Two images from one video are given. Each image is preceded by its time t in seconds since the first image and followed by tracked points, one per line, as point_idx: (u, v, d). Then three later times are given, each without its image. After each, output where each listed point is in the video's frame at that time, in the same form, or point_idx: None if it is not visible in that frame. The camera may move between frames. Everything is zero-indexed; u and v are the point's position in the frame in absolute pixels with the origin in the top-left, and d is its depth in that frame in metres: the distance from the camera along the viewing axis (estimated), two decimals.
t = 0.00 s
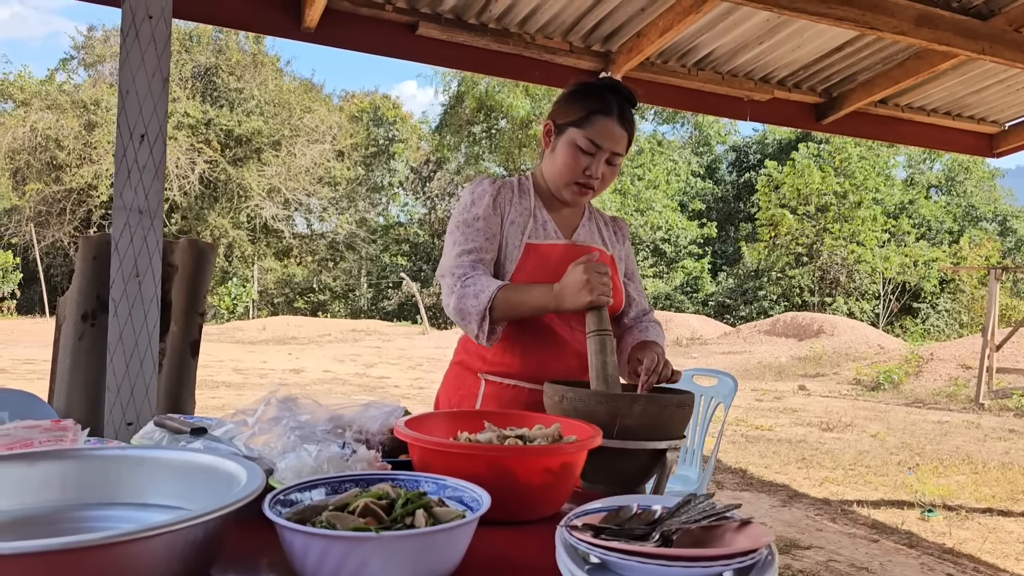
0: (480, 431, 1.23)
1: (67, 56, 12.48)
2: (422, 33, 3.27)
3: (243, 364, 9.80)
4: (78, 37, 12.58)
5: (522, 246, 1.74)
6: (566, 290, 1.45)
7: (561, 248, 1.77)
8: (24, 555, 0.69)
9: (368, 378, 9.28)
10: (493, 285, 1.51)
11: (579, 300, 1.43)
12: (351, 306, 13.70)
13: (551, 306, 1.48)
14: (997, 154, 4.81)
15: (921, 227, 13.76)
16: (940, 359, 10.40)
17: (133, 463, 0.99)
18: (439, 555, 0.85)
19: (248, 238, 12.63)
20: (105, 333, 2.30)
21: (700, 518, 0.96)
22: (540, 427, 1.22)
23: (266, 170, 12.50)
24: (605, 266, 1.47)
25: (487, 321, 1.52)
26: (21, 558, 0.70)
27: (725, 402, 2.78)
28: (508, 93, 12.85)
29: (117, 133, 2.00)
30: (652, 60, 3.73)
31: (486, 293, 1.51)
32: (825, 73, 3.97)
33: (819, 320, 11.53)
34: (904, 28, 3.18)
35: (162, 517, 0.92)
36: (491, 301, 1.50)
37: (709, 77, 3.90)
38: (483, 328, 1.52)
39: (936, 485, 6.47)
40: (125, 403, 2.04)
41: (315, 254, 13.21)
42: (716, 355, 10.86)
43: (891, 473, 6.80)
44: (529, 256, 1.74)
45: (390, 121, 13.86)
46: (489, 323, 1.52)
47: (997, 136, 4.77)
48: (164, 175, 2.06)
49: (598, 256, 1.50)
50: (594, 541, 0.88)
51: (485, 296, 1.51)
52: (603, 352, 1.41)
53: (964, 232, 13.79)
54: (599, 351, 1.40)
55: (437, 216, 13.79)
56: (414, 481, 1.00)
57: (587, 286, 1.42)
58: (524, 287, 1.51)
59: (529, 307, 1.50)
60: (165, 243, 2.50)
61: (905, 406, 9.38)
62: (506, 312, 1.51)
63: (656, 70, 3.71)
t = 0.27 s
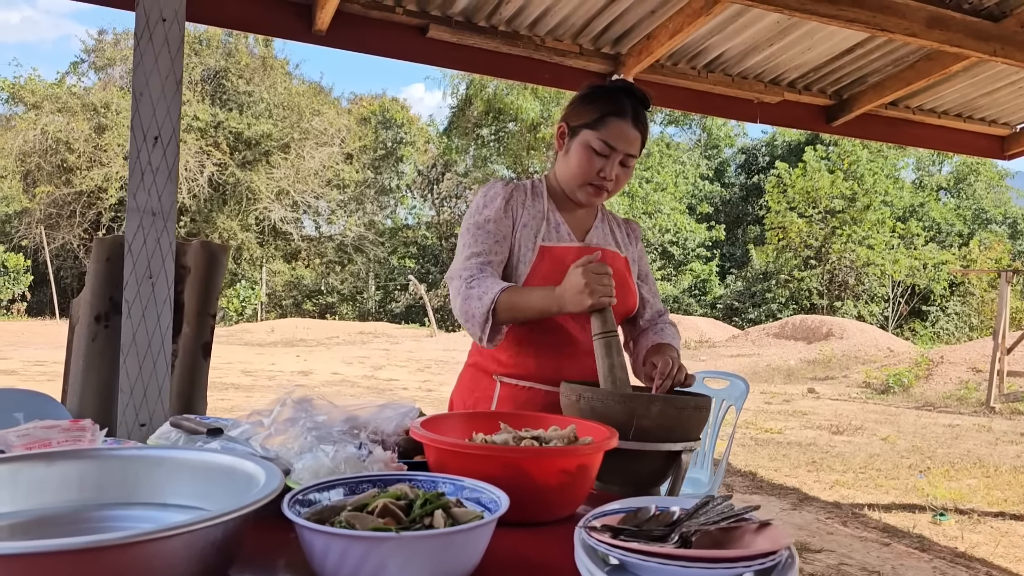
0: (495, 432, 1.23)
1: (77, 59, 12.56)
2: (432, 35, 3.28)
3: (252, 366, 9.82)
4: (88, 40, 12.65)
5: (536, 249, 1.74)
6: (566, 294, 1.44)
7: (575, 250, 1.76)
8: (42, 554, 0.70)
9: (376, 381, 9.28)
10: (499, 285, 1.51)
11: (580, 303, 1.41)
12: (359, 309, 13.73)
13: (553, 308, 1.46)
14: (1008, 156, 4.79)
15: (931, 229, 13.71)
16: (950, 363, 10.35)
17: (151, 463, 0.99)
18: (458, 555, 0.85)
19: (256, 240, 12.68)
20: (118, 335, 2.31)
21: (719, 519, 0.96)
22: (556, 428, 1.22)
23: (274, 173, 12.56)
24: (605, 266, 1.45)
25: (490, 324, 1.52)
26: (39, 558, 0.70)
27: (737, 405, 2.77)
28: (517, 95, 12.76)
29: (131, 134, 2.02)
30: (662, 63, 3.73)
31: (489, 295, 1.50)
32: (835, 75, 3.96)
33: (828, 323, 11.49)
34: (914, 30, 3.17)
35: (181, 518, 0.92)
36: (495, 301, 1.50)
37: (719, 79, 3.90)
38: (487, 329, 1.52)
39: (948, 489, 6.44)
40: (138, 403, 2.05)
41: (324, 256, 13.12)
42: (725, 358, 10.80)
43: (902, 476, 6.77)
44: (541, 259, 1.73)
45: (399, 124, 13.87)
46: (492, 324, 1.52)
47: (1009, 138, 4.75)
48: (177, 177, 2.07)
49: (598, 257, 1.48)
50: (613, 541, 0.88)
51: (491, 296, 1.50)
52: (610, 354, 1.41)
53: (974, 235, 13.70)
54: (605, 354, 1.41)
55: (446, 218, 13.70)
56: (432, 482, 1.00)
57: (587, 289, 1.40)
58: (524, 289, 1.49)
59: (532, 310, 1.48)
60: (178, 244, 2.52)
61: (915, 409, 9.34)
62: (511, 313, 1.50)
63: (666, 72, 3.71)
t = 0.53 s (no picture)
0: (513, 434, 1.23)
1: (89, 63, 12.64)
2: (444, 39, 3.29)
3: (262, 369, 9.85)
4: (99, 44, 12.72)
5: (553, 251, 1.73)
6: (589, 296, 1.43)
7: (590, 253, 1.77)
8: (67, 554, 0.70)
9: (387, 384, 9.28)
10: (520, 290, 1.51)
11: (603, 306, 1.41)
12: (368, 311, 13.84)
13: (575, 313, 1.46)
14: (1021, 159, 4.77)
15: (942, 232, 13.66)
16: (963, 367, 10.29)
17: (172, 464, 0.99)
18: (480, 557, 0.85)
19: (266, 243, 12.71)
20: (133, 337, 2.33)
21: (740, 522, 0.95)
22: (574, 430, 1.22)
23: (284, 176, 12.59)
24: (627, 270, 1.45)
25: (513, 330, 1.52)
26: (64, 557, 0.70)
27: (750, 408, 2.76)
28: (526, 98, 12.69)
29: (147, 138, 2.03)
30: (674, 65, 3.74)
31: (511, 299, 1.51)
32: (847, 77, 3.95)
33: (839, 326, 11.38)
34: (928, 32, 3.16)
35: (203, 519, 0.92)
36: (517, 305, 1.50)
37: (731, 81, 3.90)
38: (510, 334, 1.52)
39: (962, 493, 6.40)
40: (153, 405, 2.06)
41: (333, 259, 13.19)
42: (735, 362, 10.73)
43: (915, 481, 6.75)
44: (557, 261, 1.74)
45: (408, 128, 13.89)
46: (515, 329, 1.52)
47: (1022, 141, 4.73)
48: (192, 179, 2.08)
49: (620, 259, 1.48)
50: (635, 543, 0.88)
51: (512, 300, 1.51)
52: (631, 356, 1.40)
53: (986, 238, 13.62)
54: (626, 356, 1.40)
55: (455, 220, 13.74)
56: (452, 484, 1.00)
57: (610, 292, 1.40)
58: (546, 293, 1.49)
59: (554, 313, 1.48)
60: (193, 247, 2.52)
61: (927, 413, 9.30)
62: (533, 319, 1.50)
63: (678, 75, 3.72)
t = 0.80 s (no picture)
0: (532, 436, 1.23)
1: (103, 67, 12.77)
2: (458, 42, 3.30)
3: (274, 371, 9.89)
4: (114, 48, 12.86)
5: (566, 253, 1.74)
6: (608, 298, 1.43)
7: (605, 255, 1.76)
8: (94, 553, 0.70)
9: (398, 386, 9.30)
10: (540, 293, 1.51)
11: (622, 308, 1.41)
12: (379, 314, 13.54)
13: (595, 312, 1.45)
14: None
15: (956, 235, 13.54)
16: (977, 370, 10.19)
17: (193, 465, 1.00)
18: (502, 558, 0.85)
19: (278, 246, 12.76)
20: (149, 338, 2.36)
21: (760, 524, 0.95)
22: (592, 433, 1.22)
23: (297, 180, 12.75)
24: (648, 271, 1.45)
25: (532, 329, 1.52)
26: (91, 557, 0.70)
27: (763, 412, 2.75)
28: (538, 100, 13.07)
29: (164, 141, 2.05)
30: (686, 68, 3.75)
31: (531, 300, 1.51)
32: (861, 80, 3.94)
33: (852, 329, 11.22)
34: (943, 34, 3.15)
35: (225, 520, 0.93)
36: (537, 308, 1.51)
37: (744, 84, 3.90)
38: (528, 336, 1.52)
39: (977, 498, 6.36)
40: (169, 408, 2.07)
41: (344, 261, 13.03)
42: (747, 365, 10.66)
43: (929, 485, 6.70)
44: (571, 263, 1.74)
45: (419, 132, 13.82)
46: (534, 330, 1.52)
47: None
48: (208, 182, 2.10)
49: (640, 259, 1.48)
50: (655, 546, 0.88)
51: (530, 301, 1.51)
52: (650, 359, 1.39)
53: (1001, 241, 13.49)
54: (644, 357, 1.39)
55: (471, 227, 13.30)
56: (473, 486, 1.00)
57: (630, 293, 1.41)
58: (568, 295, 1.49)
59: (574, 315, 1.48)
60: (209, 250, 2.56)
61: (941, 417, 9.24)
62: (553, 320, 1.50)
63: (690, 78, 3.73)
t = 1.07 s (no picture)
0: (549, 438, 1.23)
1: (117, 71, 12.86)
2: (471, 44, 3.31)
3: (286, 373, 9.93)
4: (127, 52, 12.96)
5: (578, 253, 1.74)
6: (626, 302, 1.44)
7: (616, 257, 1.76)
8: (116, 554, 0.70)
9: (409, 388, 9.31)
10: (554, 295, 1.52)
11: (639, 311, 1.42)
12: (390, 316, 13.73)
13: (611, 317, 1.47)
14: None
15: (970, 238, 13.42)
16: (991, 373, 10.10)
17: (214, 466, 1.00)
18: (521, 560, 0.85)
19: (289, 249, 12.81)
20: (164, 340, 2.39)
21: (781, 527, 0.95)
22: (610, 435, 1.22)
23: (308, 182, 12.75)
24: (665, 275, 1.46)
25: (545, 333, 1.52)
26: (112, 559, 0.70)
27: (778, 414, 2.73)
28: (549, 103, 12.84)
29: (180, 144, 2.07)
30: (700, 71, 3.74)
31: (544, 303, 1.51)
32: (875, 82, 3.93)
33: (864, 333, 11.34)
34: (958, 36, 3.14)
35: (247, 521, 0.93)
36: (552, 310, 1.50)
37: (757, 86, 3.89)
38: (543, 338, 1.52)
39: (993, 502, 6.31)
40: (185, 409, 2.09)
41: (355, 264, 13.28)
42: (759, 368, 10.60)
43: (944, 489, 6.66)
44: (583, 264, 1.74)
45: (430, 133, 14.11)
46: (547, 331, 1.52)
47: None
48: (223, 185, 2.13)
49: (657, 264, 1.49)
50: (677, 547, 0.88)
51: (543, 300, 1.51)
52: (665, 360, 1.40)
53: (1015, 244, 13.39)
54: (662, 360, 1.39)
55: (477, 225, 13.66)
56: (492, 488, 1.00)
57: (647, 296, 1.42)
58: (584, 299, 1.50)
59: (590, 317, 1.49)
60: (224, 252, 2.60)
61: (955, 421, 9.17)
62: (567, 321, 1.50)
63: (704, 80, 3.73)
